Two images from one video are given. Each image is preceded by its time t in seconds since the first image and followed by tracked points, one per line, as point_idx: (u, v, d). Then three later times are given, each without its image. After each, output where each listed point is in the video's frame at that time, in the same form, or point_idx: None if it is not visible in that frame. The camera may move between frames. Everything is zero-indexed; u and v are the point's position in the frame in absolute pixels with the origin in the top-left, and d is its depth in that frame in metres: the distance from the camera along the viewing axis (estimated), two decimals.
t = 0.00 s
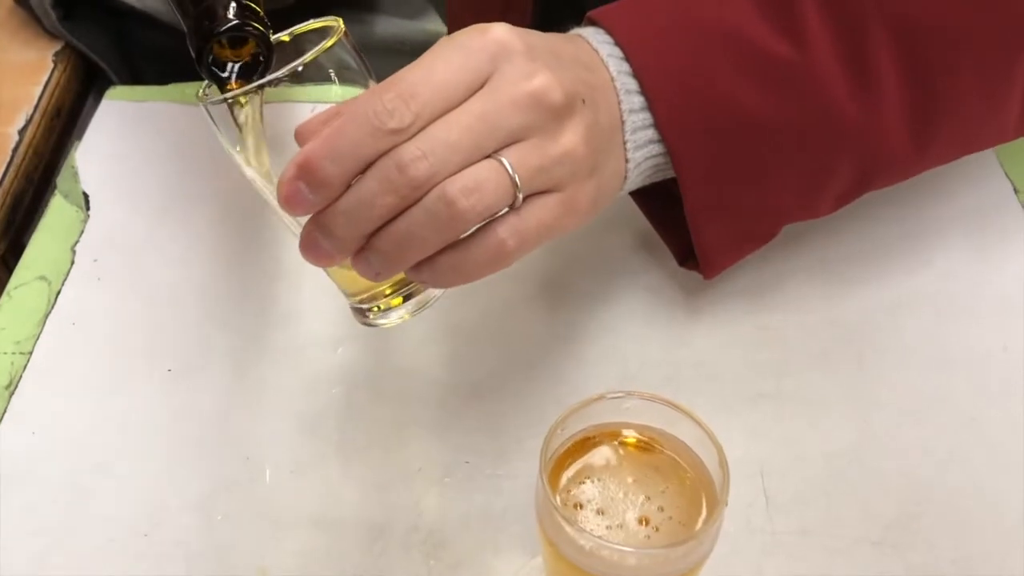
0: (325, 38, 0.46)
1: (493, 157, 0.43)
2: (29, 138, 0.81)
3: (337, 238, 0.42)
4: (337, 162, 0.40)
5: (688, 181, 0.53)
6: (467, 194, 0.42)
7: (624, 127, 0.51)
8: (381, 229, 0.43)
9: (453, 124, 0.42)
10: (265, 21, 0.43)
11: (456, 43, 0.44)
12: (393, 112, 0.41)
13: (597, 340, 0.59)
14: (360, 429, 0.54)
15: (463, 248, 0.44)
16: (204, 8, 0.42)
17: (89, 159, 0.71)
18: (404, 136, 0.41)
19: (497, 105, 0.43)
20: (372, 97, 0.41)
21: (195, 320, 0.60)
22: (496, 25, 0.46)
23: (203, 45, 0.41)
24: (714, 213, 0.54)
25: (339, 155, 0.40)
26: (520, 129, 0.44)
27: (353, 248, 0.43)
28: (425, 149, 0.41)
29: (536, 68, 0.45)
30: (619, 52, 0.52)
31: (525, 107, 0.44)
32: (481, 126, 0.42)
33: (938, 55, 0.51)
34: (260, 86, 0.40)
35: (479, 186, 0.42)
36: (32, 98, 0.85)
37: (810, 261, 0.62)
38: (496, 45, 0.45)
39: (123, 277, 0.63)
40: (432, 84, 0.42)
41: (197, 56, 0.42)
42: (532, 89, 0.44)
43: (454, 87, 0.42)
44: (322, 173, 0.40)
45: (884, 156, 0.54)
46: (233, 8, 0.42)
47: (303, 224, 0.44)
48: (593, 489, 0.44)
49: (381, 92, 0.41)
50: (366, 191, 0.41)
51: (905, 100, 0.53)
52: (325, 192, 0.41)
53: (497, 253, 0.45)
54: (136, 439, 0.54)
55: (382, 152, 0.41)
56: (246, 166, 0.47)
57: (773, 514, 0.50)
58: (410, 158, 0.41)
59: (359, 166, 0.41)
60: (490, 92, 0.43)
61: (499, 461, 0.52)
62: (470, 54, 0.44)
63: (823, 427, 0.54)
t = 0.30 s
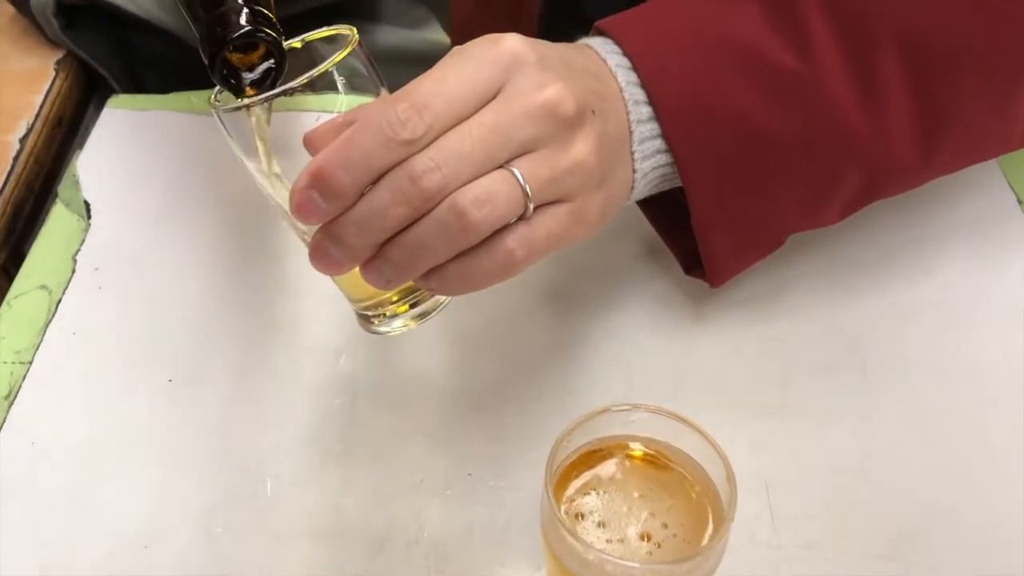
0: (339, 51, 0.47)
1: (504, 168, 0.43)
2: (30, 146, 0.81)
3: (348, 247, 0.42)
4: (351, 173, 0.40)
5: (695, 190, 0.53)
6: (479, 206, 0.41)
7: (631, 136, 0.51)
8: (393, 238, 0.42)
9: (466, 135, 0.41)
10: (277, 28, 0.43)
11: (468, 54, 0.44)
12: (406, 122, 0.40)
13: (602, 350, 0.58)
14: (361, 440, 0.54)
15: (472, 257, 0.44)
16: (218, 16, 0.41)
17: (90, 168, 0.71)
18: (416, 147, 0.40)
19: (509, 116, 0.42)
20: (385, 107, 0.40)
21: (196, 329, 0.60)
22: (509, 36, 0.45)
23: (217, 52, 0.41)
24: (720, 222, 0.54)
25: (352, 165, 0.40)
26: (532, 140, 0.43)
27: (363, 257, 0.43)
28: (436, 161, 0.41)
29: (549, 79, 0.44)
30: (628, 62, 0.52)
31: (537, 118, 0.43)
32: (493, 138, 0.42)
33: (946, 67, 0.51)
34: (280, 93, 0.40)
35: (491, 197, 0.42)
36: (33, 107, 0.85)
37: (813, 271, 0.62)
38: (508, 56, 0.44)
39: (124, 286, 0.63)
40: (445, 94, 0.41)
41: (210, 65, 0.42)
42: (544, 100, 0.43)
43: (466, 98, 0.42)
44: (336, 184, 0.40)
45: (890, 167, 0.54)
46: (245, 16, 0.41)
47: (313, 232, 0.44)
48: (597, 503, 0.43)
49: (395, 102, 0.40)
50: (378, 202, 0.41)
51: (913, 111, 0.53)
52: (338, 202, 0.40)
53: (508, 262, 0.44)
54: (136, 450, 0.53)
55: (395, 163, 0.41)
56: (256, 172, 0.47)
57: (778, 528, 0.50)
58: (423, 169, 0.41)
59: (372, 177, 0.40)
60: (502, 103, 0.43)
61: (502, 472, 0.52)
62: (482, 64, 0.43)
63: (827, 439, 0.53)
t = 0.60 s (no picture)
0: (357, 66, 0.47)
1: (521, 184, 0.43)
2: (42, 161, 0.82)
3: (363, 261, 0.42)
4: (370, 188, 0.40)
5: (708, 207, 0.53)
6: (496, 222, 0.42)
7: (645, 153, 0.51)
8: (409, 252, 0.42)
9: (484, 153, 0.41)
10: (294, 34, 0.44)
11: (486, 71, 0.43)
12: (425, 138, 0.40)
13: (614, 367, 0.58)
14: (371, 457, 0.54)
15: (487, 273, 0.44)
16: (239, 33, 0.43)
17: (101, 183, 0.71)
18: (435, 163, 0.40)
19: (527, 133, 0.42)
20: (403, 122, 0.40)
21: (207, 344, 0.60)
22: (527, 54, 0.45)
23: (236, 65, 0.42)
24: (731, 240, 0.54)
25: (370, 181, 0.39)
26: (549, 157, 0.43)
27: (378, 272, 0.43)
28: (454, 177, 0.41)
29: (566, 97, 0.44)
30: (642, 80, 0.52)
31: (554, 135, 0.43)
32: (511, 155, 0.42)
33: (959, 86, 0.51)
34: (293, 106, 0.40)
35: (508, 214, 0.42)
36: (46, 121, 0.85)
37: (825, 288, 0.62)
38: (526, 74, 0.44)
39: (136, 301, 0.63)
40: (464, 110, 0.41)
41: (229, 79, 0.43)
42: (562, 118, 0.43)
43: (485, 114, 0.42)
44: (354, 199, 0.40)
45: (903, 186, 0.53)
46: (264, 29, 0.43)
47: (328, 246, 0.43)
48: (609, 523, 0.42)
49: (413, 118, 0.40)
50: (395, 217, 0.41)
51: (926, 130, 0.52)
52: (355, 217, 0.40)
53: (523, 278, 0.44)
54: (147, 466, 0.53)
55: (413, 179, 0.41)
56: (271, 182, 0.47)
57: (792, 550, 0.49)
58: (440, 186, 0.41)
59: (390, 192, 0.40)
60: (519, 121, 0.43)
61: (513, 491, 0.52)
62: (501, 82, 0.43)
63: (840, 458, 0.53)
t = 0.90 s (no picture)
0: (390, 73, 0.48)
1: (549, 191, 0.43)
2: (66, 169, 0.83)
3: (392, 261, 0.42)
4: (402, 191, 0.40)
5: (730, 217, 0.53)
6: (524, 227, 0.42)
7: (670, 163, 0.51)
8: (438, 255, 0.43)
9: (515, 158, 0.41)
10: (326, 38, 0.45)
11: (518, 78, 0.44)
12: (457, 143, 0.40)
13: (635, 376, 0.58)
14: (392, 463, 0.54)
15: (512, 278, 0.44)
16: (271, 35, 0.44)
17: (126, 190, 0.72)
18: (466, 167, 0.41)
19: (558, 140, 0.43)
20: (437, 127, 0.41)
21: (230, 350, 0.60)
22: (558, 62, 0.46)
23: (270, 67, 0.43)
24: (752, 251, 0.54)
25: (402, 183, 0.40)
26: (577, 165, 0.43)
27: (405, 275, 0.43)
28: (484, 183, 0.41)
29: (596, 107, 0.45)
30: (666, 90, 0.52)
31: (583, 143, 0.43)
32: (540, 160, 0.42)
33: (980, 99, 0.51)
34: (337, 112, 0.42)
35: (537, 220, 0.42)
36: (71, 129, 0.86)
37: (845, 300, 0.62)
38: (557, 82, 0.44)
39: (159, 307, 0.63)
40: (497, 116, 0.41)
41: (262, 83, 0.44)
42: (591, 125, 0.43)
43: (517, 119, 0.42)
44: (386, 203, 0.40)
45: (924, 199, 0.53)
46: (296, 32, 0.44)
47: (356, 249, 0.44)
48: (631, 526, 0.43)
49: (446, 122, 0.41)
50: (425, 220, 0.41)
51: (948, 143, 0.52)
52: (386, 219, 0.41)
53: (548, 284, 0.45)
54: (170, 470, 0.54)
55: (444, 182, 0.41)
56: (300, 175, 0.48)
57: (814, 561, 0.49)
58: (471, 190, 0.41)
59: (421, 195, 0.41)
60: (550, 128, 0.43)
61: (534, 499, 0.52)
62: (532, 90, 0.43)
63: (860, 471, 0.53)
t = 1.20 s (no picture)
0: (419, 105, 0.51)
1: (568, 226, 0.44)
2: (90, 188, 0.85)
3: (414, 288, 0.43)
4: (427, 224, 0.42)
5: (741, 248, 0.54)
6: (544, 261, 0.43)
7: (682, 196, 0.53)
8: (459, 285, 0.44)
9: (537, 194, 0.43)
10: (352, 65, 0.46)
11: (543, 116, 0.45)
12: (484, 179, 0.42)
13: (648, 402, 0.59)
14: (409, 485, 0.55)
15: (530, 309, 0.46)
16: (300, 63, 0.45)
17: (150, 211, 0.74)
18: (491, 203, 0.42)
19: (579, 178, 0.44)
20: (464, 162, 0.42)
21: (251, 370, 0.62)
22: (581, 101, 0.47)
23: (298, 95, 0.44)
24: (761, 280, 0.55)
25: (428, 216, 0.41)
26: (596, 201, 0.45)
27: (425, 303, 0.45)
28: (508, 218, 0.43)
29: (616, 145, 0.46)
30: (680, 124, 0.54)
31: (602, 180, 0.45)
32: (561, 196, 0.44)
33: (987, 136, 0.52)
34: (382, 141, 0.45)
35: (556, 254, 0.44)
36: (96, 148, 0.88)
37: (856, 330, 0.63)
38: (580, 119, 0.46)
39: (183, 326, 0.65)
40: (522, 153, 0.43)
41: (291, 107, 0.45)
42: (611, 163, 0.45)
43: (540, 156, 0.44)
44: (411, 233, 0.41)
45: (932, 232, 0.54)
46: (323, 60, 0.45)
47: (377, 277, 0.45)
48: (644, 549, 0.44)
49: (473, 157, 0.42)
50: (449, 251, 0.43)
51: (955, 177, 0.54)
52: (411, 249, 0.42)
53: (564, 316, 0.46)
54: (191, 487, 0.55)
55: (469, 216, 0.42)
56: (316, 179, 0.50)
57: None
58: (495, 224, 0.42)
59: (445, 228, 0.42)
60: (572, 165, 0.44)
61: (548, 523, 0.53)
62: (556, 128, 0.45)
63: (869, 499, 0.54)
